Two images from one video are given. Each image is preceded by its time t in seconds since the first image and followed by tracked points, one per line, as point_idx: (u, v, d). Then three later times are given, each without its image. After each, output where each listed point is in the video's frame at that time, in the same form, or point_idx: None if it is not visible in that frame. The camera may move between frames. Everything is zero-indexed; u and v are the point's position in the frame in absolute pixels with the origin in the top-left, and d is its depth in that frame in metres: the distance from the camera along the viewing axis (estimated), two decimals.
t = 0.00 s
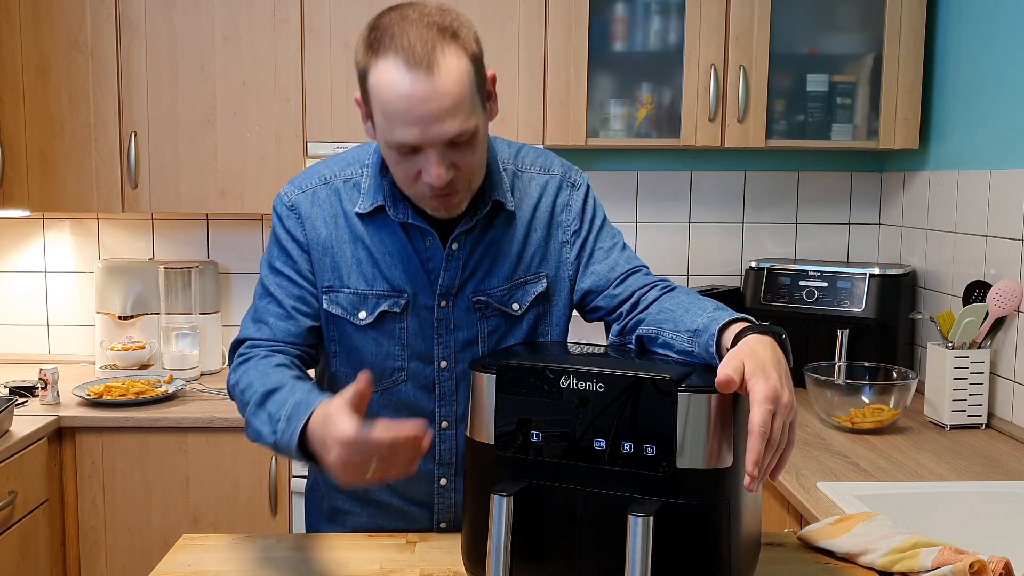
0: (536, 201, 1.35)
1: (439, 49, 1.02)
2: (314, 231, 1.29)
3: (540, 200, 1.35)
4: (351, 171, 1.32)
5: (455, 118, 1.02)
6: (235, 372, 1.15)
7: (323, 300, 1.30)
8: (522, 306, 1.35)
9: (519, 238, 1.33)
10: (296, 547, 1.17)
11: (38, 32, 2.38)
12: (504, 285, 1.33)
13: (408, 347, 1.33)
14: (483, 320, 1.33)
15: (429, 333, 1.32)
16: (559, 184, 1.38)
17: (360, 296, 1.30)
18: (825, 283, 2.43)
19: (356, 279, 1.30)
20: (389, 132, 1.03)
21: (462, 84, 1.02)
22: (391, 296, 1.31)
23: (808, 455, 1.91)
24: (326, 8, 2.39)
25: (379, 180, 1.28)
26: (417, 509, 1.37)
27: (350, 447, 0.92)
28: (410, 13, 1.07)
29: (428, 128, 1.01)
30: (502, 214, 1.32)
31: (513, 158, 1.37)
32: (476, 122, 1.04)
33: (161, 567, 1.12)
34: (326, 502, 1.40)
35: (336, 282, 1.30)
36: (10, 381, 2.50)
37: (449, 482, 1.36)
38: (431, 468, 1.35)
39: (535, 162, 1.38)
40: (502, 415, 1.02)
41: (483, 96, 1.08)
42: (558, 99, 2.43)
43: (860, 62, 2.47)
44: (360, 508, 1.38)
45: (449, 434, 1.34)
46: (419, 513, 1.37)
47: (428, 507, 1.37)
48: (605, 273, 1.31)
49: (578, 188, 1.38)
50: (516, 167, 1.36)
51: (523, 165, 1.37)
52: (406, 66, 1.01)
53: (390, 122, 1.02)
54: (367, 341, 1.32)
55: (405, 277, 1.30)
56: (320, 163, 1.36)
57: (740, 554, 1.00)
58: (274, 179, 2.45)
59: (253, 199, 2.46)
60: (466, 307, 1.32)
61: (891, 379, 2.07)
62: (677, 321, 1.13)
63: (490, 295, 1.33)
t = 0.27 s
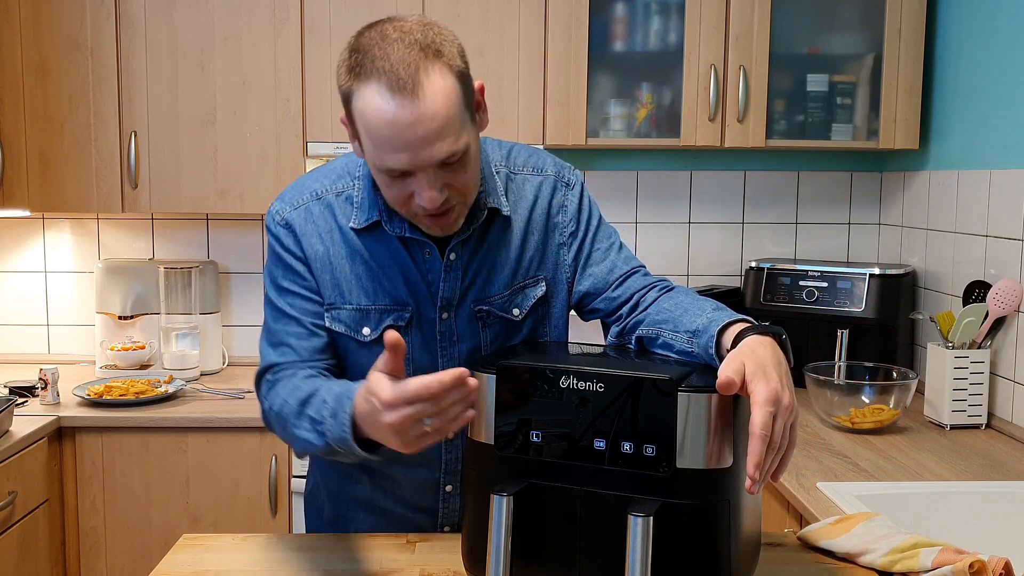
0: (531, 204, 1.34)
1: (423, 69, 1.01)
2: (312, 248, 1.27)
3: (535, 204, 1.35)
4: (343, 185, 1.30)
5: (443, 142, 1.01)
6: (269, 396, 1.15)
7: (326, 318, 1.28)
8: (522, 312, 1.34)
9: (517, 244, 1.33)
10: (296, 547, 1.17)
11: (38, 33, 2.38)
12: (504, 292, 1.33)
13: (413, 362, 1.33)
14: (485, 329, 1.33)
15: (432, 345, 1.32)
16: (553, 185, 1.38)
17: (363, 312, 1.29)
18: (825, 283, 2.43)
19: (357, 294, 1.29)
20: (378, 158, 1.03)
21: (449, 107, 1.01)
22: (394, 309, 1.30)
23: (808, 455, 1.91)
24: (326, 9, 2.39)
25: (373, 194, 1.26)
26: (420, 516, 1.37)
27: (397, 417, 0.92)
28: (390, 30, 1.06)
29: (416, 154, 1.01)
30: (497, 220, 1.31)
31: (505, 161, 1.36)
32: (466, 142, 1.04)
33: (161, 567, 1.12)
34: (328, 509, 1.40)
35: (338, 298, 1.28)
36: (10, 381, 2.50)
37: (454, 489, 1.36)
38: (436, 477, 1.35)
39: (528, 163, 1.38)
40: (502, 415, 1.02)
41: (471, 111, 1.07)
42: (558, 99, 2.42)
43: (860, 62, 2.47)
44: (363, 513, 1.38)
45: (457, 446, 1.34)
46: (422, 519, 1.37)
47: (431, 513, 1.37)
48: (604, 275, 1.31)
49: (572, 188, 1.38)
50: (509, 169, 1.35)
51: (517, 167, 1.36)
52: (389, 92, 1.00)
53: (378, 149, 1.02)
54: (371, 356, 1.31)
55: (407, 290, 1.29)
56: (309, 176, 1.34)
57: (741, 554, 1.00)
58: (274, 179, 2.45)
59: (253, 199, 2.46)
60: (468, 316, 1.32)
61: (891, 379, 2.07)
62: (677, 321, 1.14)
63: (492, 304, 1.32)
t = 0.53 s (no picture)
0: (529, 207, 1.33)
1: (421, 83, 1.00)
2: (313, 262, 1.25)
3: (535, 208, 1.34)
4: (338, 194, 1.28)
5: (444, 157, 1.01)
6: (293, 421, 1.17)
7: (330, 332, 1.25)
8: (524, 317, 1.34)
9: (518, 250, 1.32)
10: (296, 548, 1.18)
11: (38, 33, 2.38)
12: (506, 299, 1.32)
13: (417, 373, 1.32)
14: (488, 337, 1.33)
15: (436, 355, 1.32)
16: (553, 187, 1.37)
17: (367, 325, 1.27)
18: (825, 283, 2.43)
19: (360, 306, 1.26)
20: (378, 176, 1.03)
21: (450, 122, 1.01)
22: (398, 321, 1.28)
23: (808, 455, 1.91)
24: (326, 9, 2.39)
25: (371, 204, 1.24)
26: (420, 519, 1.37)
27: (454, 476, 0.94)
28: (384, 42, 1.05)
29: (418, 170, 1.01)
30: (496, 225, 1.30)
31: (504, 164, 1.35)
32: (467, 156, 1.04)
33: (162, 567, 1.12)
34: (326, 514, 1.41)
35: (341, 311, 1.26)
36: (10, 381, 2.50)
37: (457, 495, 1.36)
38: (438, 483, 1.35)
39: (527, 165, 1.37)
40: (502, 415, 1.02)
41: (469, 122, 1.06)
42: (558, 99, 2.42)
43: (860, 61, 2.47)
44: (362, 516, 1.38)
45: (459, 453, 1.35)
46: (423, 523, 1.38)
47: (432, 518, 1.37)
48: (605, 279, 1.31)
49: (570, 189, 1.38)
50: (507, 173, 1.34)
51: (516, 170, 1.35)
52: (387, 109, 0.99)
53: (379, 166, 1.02)
54: (376, 369, 1.30)
55: (410, 300, 1.28)
56: (303, 184, 1.31)
57: (740, 554, 1.00)
58: (274, 179, 2.45)
59: (253, 199, 2.46)
60: (471, 325, 1.31)
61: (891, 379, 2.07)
62: (678, 321, 1.14)
63: (494, 311, 1.32)
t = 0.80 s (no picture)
0: (529, 210, 1.32)
1: (448, 32, 0.96)
2: (310, 263, 1.25)
3: (535, 209, 1.33)
4: (337, 194, 1.28)
5: (460, 106, 0.95)
6: (281, 424, 1.16)
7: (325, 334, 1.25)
8: (524, 319, 1.33)
9: (518, 252, 1.31)
10: (295, 548, 1.18)
11: (38, 32, 2.38)
12: (505, 301, 1.31)
13: (414, 374, 1.31)
14: (486, 339, 1.32)
15: (434, 357, 1.31)
16: (554, 189, 1.36)
17: (363, 325, 1.26)
18: (825, 283, 2.43)
19: (356, 308, 1.26)
20: (386, 117, 0.97)
21: (471, 70, 0.96)
22: (394, 322, 1.28)
23: (809, 455, 1.91)
24: (326, 9, 2.39)
25: (369, 204, 1.23)
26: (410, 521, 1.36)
27: (434, 503, 0.91)
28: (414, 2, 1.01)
29: (431, 110, 0.95)
30: (496, 227, 1.29)
31: (505, 165, 1.34)
32: (482, 116, 0.98)
33: (162, 567, 1.12)
34: (326, 515, 1.41)
35: (337, 312, 1.26)
36: (10, 380, 2.50)
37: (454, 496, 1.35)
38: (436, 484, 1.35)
39: (528, 166, 1.36)
40: (502, 415, 1.01)
41: (490, 94, 1.01)
42: (558, 99, 2.42)
43: (860, 61, 2.47)
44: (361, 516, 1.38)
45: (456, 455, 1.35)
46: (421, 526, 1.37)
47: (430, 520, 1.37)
48: (607, 281, 1.31)
49: (571, 192, 1.37)
50: (508, 174, 1.33)
51: (517, 172, 1.35)
52: (412, 41, 0.96)
53: (390, 98, 0.96)
54: (373, 371, 1.29)
55: (407, 302, 1.27)
56: (302, 183, 1.31)
57: (740, 554, 1.00)
58: (274, 179, 2.45)
59: (253, 199, 2.46)
60: (469, 327, 1.30)
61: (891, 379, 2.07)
62: (677, 321, 1.15)
63: (493, 313, 1.31)
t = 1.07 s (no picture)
0: (534, 204, 1.34)
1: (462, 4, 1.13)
2: (312, 238, 1.28)
3: (539, 203, 1.35)
4: (349, 174, 1.31)
5: (469, 61, 1.10)
6: (253, 392, 1.20)
7: (320, 308, 1.29)
8: (523, 312, 1.34)
9: (519, 242, 1.33)
10: (296, 547, 1.18)
11: (37, 32, 2.38)
12: (503, 291, 1.32)
13: (408, 357, 1.32)
14: (483, 328, 1.33)
15: (428, 342, 1.32)
16: (559, 185, 1.37)
17: (359, 304, 1.29)
18: (825, 283, 2.43)
19: (354, 287, 1.29)
20: (402, 70, 1.11)
21: (482, 34, 1.11)
22: (391, 304, 1.29)
23: (809, 455, 1.91)
24: (326, 8, 2.39)
25: (379, 184, 1.27)
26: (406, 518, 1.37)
27: (363, 472, 0.96)
28: None
29: (443, 62, 1.10)
30: (499, 217, 1.31)
31: (513, 159, 1.36)
32: (490, 77, 1.12)
33: (161, 567, 1.12)
34: (320, 515, 1.41)
35: (334, 289, 1.29)
36: (10, 380, 2.50)
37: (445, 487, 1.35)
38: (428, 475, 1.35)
39: (534, 163, 1.37)
40: (502, 415, 1.02)
41: (500, 69, 1.17)
42: (558, 99, 2.43)
43: (860, 61, 2.47)
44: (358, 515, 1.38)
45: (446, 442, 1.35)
46: (415, 521, 1.37)
47: (425, 514, 1.37)
48: (611, 277, 1.31)
49: (578, 189, 1.38)
50: (516, 169, 1.35)
51: (524, 167, 1.36)
52: (431, 4, 1.12)
53: (407, 51, 1.11)
54: (366, 351, 1.31)
55: (405, 284, 1.29)
56: (315, 164, 1.35)
57: (740, 555, 1.00)
58: (274, 179, 2.45)
59: (253, 199, 2.46)
60: (465, 315, 1.32)
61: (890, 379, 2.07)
62: (677, 321, 1.15)
63: (491, 302, 1.32)
